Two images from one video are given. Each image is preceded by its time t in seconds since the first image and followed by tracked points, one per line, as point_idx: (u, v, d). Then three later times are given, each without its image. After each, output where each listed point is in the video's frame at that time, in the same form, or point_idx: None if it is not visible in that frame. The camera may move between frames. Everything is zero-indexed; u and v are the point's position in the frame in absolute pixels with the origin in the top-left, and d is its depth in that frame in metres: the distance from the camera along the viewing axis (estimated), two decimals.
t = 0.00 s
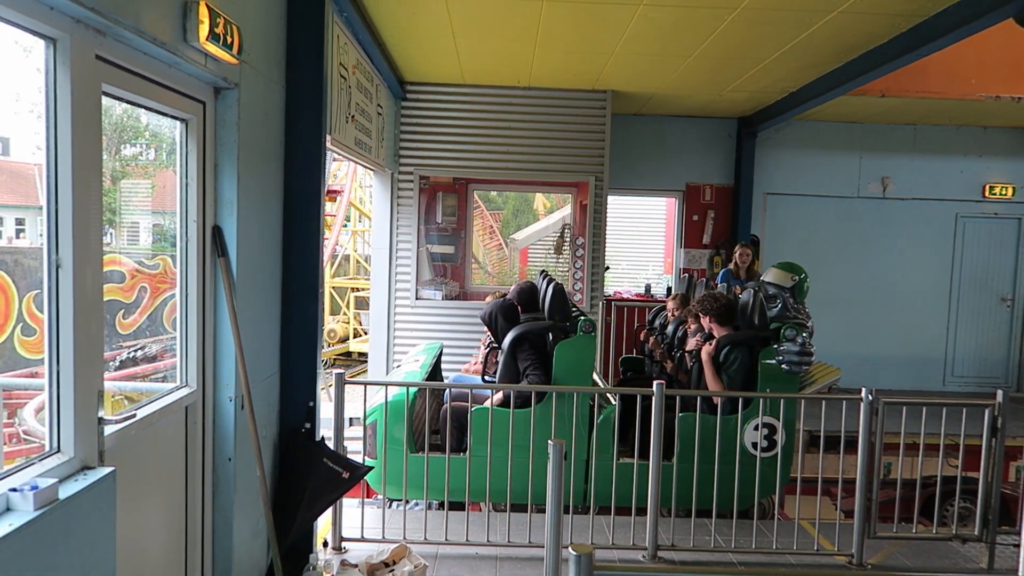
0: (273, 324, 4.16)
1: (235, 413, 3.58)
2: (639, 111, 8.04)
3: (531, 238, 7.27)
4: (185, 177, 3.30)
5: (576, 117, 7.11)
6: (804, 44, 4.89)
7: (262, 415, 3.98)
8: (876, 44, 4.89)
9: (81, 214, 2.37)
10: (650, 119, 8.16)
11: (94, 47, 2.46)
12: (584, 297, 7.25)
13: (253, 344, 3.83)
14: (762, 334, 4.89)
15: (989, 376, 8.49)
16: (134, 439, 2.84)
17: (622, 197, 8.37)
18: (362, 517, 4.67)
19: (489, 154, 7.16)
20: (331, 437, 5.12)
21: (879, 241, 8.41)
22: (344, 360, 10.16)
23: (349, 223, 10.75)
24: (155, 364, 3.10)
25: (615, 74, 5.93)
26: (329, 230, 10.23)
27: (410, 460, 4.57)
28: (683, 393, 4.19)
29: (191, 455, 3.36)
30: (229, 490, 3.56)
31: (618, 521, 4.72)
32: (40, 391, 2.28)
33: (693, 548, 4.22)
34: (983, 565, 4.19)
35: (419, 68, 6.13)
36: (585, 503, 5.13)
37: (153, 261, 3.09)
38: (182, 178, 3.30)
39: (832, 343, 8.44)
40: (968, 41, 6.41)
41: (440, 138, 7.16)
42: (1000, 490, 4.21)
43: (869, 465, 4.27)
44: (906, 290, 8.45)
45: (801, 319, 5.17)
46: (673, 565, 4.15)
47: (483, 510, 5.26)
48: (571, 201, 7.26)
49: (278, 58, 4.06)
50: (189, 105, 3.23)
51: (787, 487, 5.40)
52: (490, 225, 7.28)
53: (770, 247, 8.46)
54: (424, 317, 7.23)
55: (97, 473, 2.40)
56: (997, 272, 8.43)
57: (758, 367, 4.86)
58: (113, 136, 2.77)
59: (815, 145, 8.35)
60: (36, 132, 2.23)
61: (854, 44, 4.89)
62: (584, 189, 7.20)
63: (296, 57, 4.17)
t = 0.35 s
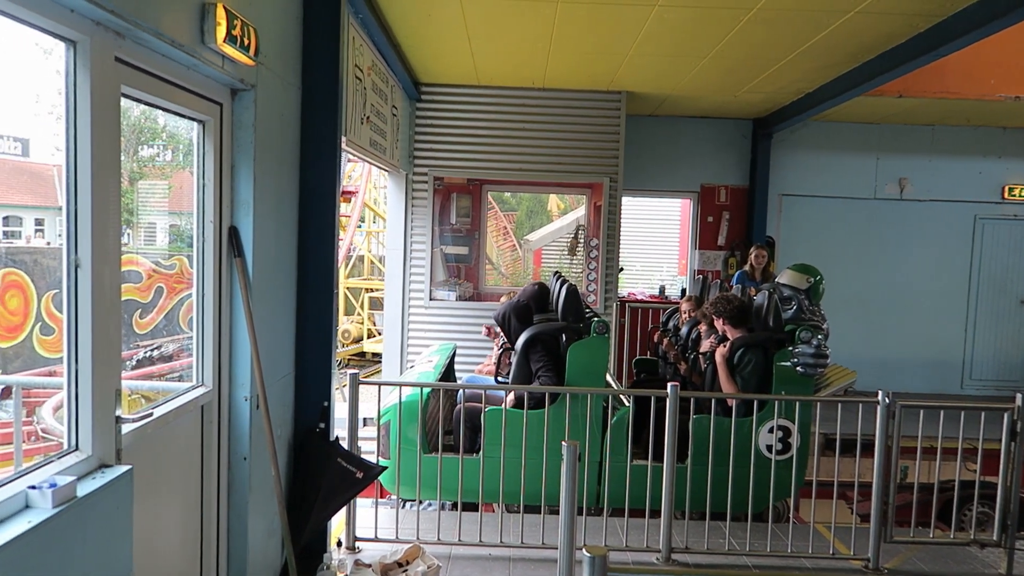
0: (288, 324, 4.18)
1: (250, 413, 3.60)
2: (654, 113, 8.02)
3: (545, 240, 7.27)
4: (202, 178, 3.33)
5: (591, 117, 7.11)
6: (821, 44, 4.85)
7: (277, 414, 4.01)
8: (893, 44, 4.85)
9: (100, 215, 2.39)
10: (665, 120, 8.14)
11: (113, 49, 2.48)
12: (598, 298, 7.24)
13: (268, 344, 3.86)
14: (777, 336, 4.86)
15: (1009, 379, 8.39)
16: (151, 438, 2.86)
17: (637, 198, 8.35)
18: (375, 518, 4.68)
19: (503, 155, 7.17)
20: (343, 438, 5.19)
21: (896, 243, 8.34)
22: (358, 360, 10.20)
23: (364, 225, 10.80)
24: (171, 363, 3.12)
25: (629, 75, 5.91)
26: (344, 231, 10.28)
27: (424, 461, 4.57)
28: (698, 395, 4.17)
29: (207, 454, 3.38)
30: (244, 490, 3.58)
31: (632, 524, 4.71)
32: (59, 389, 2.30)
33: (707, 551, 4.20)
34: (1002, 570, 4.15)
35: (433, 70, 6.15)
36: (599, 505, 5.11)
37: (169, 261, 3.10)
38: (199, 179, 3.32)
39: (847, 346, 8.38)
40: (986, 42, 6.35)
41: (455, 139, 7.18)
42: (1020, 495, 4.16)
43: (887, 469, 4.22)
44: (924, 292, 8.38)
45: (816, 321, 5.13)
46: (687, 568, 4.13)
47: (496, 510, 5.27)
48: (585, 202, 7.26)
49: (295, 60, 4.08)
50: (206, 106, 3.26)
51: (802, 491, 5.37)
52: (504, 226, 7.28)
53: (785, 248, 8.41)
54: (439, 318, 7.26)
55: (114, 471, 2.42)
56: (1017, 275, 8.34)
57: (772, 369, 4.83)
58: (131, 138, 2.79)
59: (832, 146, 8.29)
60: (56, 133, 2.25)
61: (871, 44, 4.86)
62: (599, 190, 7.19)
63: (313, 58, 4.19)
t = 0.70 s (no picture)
0: (305, 326, 4.20)
1: (267, 413, 3.62)
2: (670, 114, 8.00)
3: (560, 242, 7.27)
4: (220, 179, 3.35)
5: (607, 119, 7.10)
6: (838, 45, 4.82)
7: (294, 415, 4.03)
8: (913, 44, 4.80)
9: (120, 217, 2.41)
10: (681, 122, 8.12)
11: (134, 52, 2.50)
12: (613, 300, 7.23)
13: (285, 345, 3.88)
14: (794, 338, 4.82)
15: None
16: (169, 438, 2.88)
17: (653, 199, 8.33)
18: (391, 518, 4.69)
19: (518, 157, 7.18)
20: (359, 438, 5.23)
21: (914, 245, 8.28)
22: (373, 362, 10.24)
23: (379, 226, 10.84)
24: (188, 363, 3.14)
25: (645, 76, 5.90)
26: (359, 232, 10.32)
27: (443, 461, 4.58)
28: (715, 397, 4.15)
29: (225, 454, 3.41)
30: (261, 490, 3.60)
31: (646, 526, 4.69)
32: (79, 389, 2.32)
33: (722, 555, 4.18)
34: None
35: (449, 71, 6.16)
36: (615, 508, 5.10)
37: (187, 262, 3.12)
38: (217, 181, 3.35)
39: (865, 348, 8.32)
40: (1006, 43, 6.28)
41: (470, 140, 7.20)
42: None
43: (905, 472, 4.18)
44: (942, 295, 8.31)
45: (834, 323, 5.09)
46: (703, 571, 4.11)
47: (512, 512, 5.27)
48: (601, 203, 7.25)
49: (311, 62, 4.10)
50: (224, 108, 3.28)
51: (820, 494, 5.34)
52: (518, 228, 7.29)
53: (802, 250, 8.36)
54: (454, 319, 7.27)
55: (133, 470, 2.44)
56: None
57: (789, 371, 4.79)
58: (151, 140, 2.81)
59: (849, 147, 8.24)
60: (76, 135, 2.27)
61: (890, 44, 4.81)
62: (614, 192, 7.18)
63: (328, 61, 4.22)
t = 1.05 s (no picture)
0: (325, 328, 4.22)
1: (288, 414, 3.64)
2: (689, 115, 7.98)
3: (577, 243, 7.27)
4: (242, 182, 3.38)
5: (625, 120, 7.09)
6: (859, 44, 4.78)
7: (314, 415, 4.05)
8: (935, 43, 4.76)
9: (144, 219, 2.43)
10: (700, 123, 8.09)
11: (158, 56, 2.52)
12: (632, 301, 7.20)
13: (305, 346, 3.90)
14: (805, 340, 4.80)
15: None
16: (191, 438, 2.90)
17: (672, 201, 8.31)
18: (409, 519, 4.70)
19: (535, 158, 7.18)
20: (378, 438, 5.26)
21: (937, 247, 8.20)
22: (391, 363, 10.27)
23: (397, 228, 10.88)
24: (209, 364, 3.16)
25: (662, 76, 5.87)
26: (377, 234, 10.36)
27: (461, 461, 4.58)
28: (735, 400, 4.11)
29: (245, 454, 3.43)
30: (281, 490, 3.62)
31: (664, 529, 4.66)
32: (103, 388, 2.34)
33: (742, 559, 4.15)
34: None
35: (468, 74, 6.18)
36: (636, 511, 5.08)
37: (207, 264, 3.13)
38: (238, 183, 3.37)
39: (886, 351, 8.24)
40: None
41: (487, 141, 7.21)
42: None
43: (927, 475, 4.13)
44: (965, 297, 8.22)
45: (847, 325, 5.07)
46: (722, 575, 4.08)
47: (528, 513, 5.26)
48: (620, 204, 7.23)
49: (332, 65, 4.13)
50: (246, 111, 3.31)
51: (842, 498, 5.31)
52: (535, 229, 7.29)
53: (822, 252, 8.29)
54: (472, 320, 7.29)
55: (156, 469, 2.46)
56: None
57: (801, 373, 4.75)
58: (173, 142, 2.83)
59: (870, 148, 8.17)
60: (100, 137, 2.28)
61: (912, 43, 4.76)
62: (632, 193, 7.17)
63: (348, 64, 4.24)
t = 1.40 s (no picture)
0: (342, 329, 4.24)
1: (305, 414, 3.66)
2: (707, 116, 7.96)
3: (593, 244, 7.27)
4: (261, 183, 3.40)
5: (641, 121, 7.08)
6: (878, 45, 4.75)
7: (331, 415, 4.06)
8: (957, 44, 4.72)
9: (164, 220, 2.45)
10: (717, 124, 8.06)
11: (179, 59, 2.54)
12: (648, 303, 7.18)
13: (323, 347, 3.92)
14: (799, 342, 4.71)
15: None
16: (210, 438, 2.92)
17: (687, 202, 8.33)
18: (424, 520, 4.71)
19: (551, 160, 7.18)
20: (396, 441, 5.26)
21: (957, 249, 8.13)
22: (407, 364, 10.30)
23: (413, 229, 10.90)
24: (227, 364, 3.17)
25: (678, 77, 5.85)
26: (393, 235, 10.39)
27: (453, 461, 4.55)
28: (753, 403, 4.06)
29: (263, 453, 3.45)
30: (298, 489, 3.64)
31: (680, 532, 4.65)
32: (123, 388, 2.35)
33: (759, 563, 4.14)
34: None
35: (484, 75, 6.18)
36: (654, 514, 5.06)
37: (225, 265, 3.13)
38: (258, 184, 3.40)
39: (906, 353, 8.17)
40: None
41: (502, 142, 7.21)
42: None
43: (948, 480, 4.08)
44: (985, 300, 8.14)
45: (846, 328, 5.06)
46: None
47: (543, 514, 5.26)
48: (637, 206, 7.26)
49: (350, 66, 4.15)
50: (265, 113, 3.33)
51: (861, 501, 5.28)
52: (551, 231, 7.30)
53: (841, 254, 8.24)
54: (489, 321, 7.30)
55: (176, 469, 2.48)
56: None
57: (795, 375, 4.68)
58: (194, 143, 2.85)
59: (889, 149, 8.11)
60: (120, 140, 2.30)
61: (932, 44, 4.73)
62: (649, 195, 7.16)
63: (367, 66, 4.26)
